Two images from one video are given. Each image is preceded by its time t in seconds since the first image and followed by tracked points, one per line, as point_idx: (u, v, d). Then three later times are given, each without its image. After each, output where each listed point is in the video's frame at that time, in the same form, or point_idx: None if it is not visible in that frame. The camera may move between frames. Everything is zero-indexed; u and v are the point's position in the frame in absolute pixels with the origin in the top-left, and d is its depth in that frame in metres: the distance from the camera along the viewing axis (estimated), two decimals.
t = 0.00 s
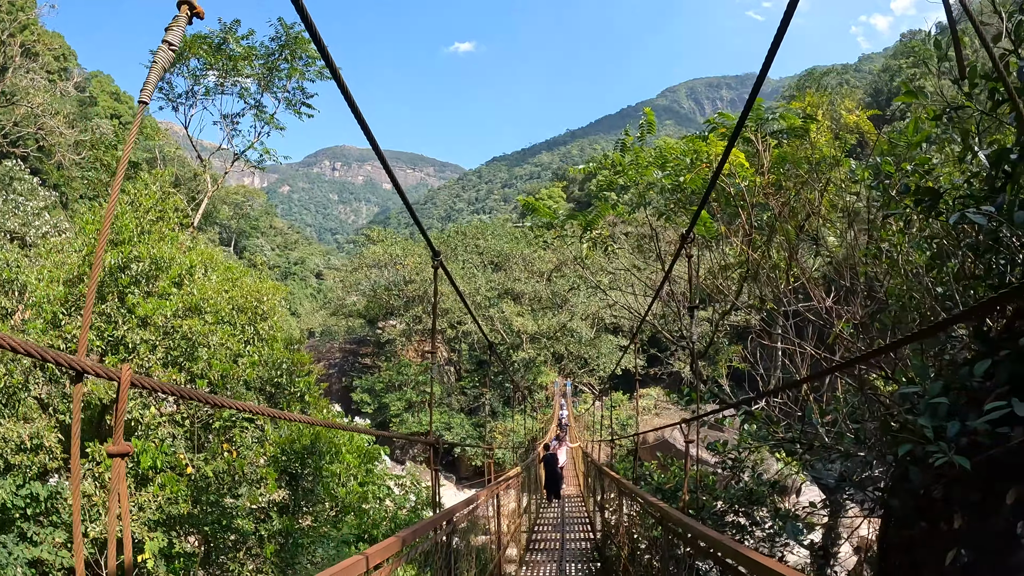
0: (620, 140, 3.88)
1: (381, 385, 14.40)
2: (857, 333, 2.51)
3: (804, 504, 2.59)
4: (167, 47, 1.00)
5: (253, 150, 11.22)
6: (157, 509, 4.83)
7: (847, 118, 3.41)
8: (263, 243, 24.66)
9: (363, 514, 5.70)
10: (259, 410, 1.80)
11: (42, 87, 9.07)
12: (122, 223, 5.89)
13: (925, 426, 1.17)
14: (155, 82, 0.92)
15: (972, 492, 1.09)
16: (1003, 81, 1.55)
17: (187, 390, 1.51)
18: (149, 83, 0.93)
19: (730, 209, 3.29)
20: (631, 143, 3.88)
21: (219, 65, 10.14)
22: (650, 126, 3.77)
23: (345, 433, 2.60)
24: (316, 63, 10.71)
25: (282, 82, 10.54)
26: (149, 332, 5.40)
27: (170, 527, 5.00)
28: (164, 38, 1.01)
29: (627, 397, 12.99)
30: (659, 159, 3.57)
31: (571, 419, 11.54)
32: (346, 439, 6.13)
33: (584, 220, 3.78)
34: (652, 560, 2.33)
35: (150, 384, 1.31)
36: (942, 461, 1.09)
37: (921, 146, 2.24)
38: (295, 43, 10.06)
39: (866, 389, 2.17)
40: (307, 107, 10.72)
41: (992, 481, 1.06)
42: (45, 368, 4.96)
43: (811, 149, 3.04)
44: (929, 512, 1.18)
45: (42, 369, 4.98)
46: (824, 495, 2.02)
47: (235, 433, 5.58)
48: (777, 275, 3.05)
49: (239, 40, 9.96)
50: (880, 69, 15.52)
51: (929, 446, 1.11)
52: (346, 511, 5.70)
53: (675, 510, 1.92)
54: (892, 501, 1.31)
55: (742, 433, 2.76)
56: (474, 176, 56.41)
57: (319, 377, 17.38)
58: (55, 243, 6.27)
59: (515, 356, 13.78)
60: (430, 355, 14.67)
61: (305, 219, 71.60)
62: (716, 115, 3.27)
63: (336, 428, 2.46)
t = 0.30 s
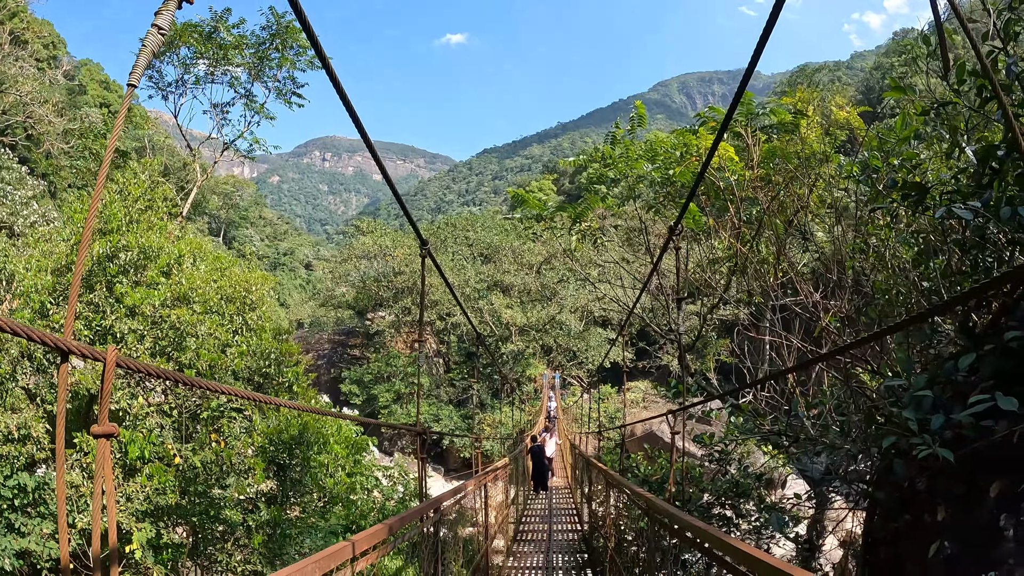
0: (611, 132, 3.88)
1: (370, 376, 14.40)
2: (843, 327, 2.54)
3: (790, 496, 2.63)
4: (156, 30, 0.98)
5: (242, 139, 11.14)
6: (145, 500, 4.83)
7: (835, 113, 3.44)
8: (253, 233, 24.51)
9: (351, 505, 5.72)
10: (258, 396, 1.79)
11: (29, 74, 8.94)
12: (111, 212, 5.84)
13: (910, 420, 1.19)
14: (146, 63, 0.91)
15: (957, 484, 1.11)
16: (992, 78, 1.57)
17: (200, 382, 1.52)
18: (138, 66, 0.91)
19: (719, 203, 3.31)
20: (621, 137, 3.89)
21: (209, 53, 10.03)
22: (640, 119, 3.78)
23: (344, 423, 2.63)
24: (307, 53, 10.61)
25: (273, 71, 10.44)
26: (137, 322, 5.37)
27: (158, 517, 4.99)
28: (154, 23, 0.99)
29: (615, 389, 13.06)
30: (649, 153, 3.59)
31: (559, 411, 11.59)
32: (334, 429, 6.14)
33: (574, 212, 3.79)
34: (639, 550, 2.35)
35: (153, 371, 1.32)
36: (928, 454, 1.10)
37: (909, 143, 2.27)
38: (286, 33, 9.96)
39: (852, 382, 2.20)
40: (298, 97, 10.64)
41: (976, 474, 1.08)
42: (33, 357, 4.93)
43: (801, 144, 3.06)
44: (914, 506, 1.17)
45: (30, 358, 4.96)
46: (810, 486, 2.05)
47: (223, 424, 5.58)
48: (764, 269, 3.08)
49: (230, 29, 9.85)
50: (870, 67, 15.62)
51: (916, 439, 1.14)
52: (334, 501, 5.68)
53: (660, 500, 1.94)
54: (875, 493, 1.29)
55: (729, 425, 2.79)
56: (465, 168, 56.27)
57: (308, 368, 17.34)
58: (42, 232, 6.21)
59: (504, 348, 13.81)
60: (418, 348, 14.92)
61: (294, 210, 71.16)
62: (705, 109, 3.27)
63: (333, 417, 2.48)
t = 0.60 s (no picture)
0: (603, 126, 3.88)
1: (360, 368, 14.39)
2: (832, 322, 2.57)
3: (776, 490, 2.65)
4: (144, 17, 0.96)
5: (233, 130, 11.06)
6: (134, 491, 4.79)
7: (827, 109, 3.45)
8: (243, 224, 24.37)
9: (340, 497, 5.73)
10: (246, 385, 1.79)
11: (18, 62, 8.84)
12: (101, 202, 5.80)
13: (897, 415, 1.20)
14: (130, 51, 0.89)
15: (945, 479, 1.12)
16: (983, 76, 1.59)
17: (192, 370, 1.52)
18: (125, 53, 0.90)
19: (710, 198, 3.33)
20: (612, 130, 3.90)
21: (200, 43, 9.93)
22: (632, 113, 3.79)
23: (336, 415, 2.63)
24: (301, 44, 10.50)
25: (265, 62, 10.35)
26: (127, 313, 5.35)
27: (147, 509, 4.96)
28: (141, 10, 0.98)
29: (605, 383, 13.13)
30: (641, 147, 3.60)
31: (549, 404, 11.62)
32: (324, 421, 6.14)
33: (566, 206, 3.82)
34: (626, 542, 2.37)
35: (144, 360, 1.32)
36: (916, 449, 1.14)
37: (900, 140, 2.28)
38: (278, 23, 9.87)
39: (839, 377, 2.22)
40: (289, 87, 10.57)
41: (962, 468, 1.10)
42: (21, 348, 4.90)
43: (792, 139, 3.07)
44: (900, 500, 1.22)
45: (18, 349, 4.93)
46: (797, 480, 2.07)
47: (212, 414, 5.54)
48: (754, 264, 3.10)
49: (222, 19, 9.75)
50: (862, 65, 15.69)
51: (902, 433, 1.16)
52: (323, 493, 5.71)
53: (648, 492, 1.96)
54: (862, 486, 1.34)
55: (718, 419, 2.81)
56: (457, 161, 56.33)
57: (298, 360, 17.32)
58: (31, 222, 6.16)
59: (494, 341, 13.84)
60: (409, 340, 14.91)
61: (284, 201, 70.70)
62: (697, 103, 3.28)
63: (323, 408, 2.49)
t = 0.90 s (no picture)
0: (593, 121, 3.89)
1: (349, 363, 14.34)
2: (818, 319, 2.58)
3: (763, 486, 2.66)
4: (128, 11, 0.93)
5: (222, 124, 10.98)
6: (121, 486, 4.78)
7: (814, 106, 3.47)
8: (231, 218, 24.19)
9: (328, 492, 5.72)
10: (231, 379, 1.77)
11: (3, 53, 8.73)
12: (87, 196, 5.75)
13: (881, 412, 1.22)
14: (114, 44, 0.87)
15: (927, 476, 1.14)
16: (969, 77, 1.61)
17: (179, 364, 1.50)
18: (108, 46, 0.88)
19: (698, 194, 3.34)
20: (602, 126, 3.91)
21: (189, 36, 9.84)
22: (621, 109, 3.79)
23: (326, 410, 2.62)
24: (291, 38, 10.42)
25: (254, 55, 10.27)
26: (114, 307, 5.31)
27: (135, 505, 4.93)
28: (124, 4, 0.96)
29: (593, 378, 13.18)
30: (630, 143, 3.63)
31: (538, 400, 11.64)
32: (312, 416, 6.12)
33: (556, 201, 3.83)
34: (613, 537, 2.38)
35: (129, 354, 1.31)
36: (899, 446, 1.16)
37: (887, 138, 2.30)
38: (268, 16, 9.80)
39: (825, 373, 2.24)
40: (279, 80, 10.50)
41: (946, 463, 1.11)
42: (7, 343, 4.86)
43: (781, 137, 3.09)
44: (883, 498, 1.24)
45: (4, 344, 4.89)
46: (783, 476, 2.09)
47: (199, 410, 5.51)
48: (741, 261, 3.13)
49: (210, 11, 9.66)
50: (849, 64, 15.82)
51: (887, 431, 1.18)
52: (311, 489, 5.68)
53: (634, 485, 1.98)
54: (848, 483, 1.36)
55: (704, 415, 2.82)
56: (446, 156, 56.24)
57: (286, 354, 17.26)
58: (16, 215, 6.10)
59: (483, 336, 13.85)
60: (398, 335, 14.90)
61: (273, 195, 70.22)
62: (686, 100, 3.30)
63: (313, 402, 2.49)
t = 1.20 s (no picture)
0: (597, 118, 3.88)
1: (349, 360, 14.36)
2: (825, 316, 2.57)
3: (768, 485, 2.65)
4: None
5: (224, 119, 10.97)
6: (122, 484, 4.79)
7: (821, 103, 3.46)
8: (232, 214, 24.21)
9: (330, 489, 5.73)
10: (235, 376, 1.75)
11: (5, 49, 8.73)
12: (89, 191, 5.75)
13: (895, 409, 1.22)
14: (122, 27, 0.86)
15: (940, 474, 1.15)
16: (983, 73, 1.59)
17: (183, 362, 1.48)
18: (115, 28, 0.88)
19: (703, 192, 3.33)
20: (605, 123, 3.90)
21: (191, 31, 9.82)
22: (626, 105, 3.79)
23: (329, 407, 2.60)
24: (293, 34, 10.40)
25: (256, 51, 10.24)
26: (115, 303, 5.31)
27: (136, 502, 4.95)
28: None
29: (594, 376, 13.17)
30: (635, 140, 3.62)
31: (539, 397, 11.64)
32: (314, 413, 6.11)
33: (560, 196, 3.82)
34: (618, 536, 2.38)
35: (136, 351, 1.29)
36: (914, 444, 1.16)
37: (899, 134, 2.27)
38: (270, 12, 9.78)
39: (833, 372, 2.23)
40: (281, 76, 10.48)
41: (959, 461, 1.12)
42: (8, 339, 4.87)
43: (787, 135, 3.07)
44: (895, 496, 1.26)
45: (5, 340, 4.90)
46: (789, 475, 2.08)
47: (202, 406, 5.51)
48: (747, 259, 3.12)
49: (212, 7, 9.64)
50: (851, 62, 15.76)
51: (902, 429, 1.17)
52: (312, 486, 5.67)
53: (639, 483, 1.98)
54: (859, 481, 1.39)
55: (709, 413, 2.81)
56: (447, 153, 56.27)
57: (287, 351, 17.31)
58: (18, 211, 6.10)
59: (484, 334, 13.87)
60: (398, 332, 14.92)
61: (274, 192, 70.23)
62: (692, 97, 3.28)
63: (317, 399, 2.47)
